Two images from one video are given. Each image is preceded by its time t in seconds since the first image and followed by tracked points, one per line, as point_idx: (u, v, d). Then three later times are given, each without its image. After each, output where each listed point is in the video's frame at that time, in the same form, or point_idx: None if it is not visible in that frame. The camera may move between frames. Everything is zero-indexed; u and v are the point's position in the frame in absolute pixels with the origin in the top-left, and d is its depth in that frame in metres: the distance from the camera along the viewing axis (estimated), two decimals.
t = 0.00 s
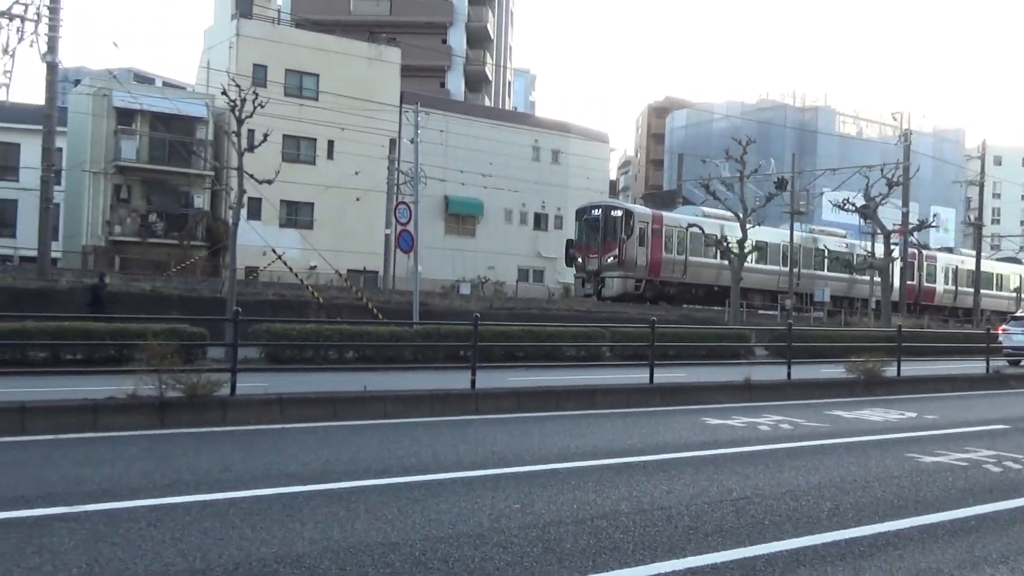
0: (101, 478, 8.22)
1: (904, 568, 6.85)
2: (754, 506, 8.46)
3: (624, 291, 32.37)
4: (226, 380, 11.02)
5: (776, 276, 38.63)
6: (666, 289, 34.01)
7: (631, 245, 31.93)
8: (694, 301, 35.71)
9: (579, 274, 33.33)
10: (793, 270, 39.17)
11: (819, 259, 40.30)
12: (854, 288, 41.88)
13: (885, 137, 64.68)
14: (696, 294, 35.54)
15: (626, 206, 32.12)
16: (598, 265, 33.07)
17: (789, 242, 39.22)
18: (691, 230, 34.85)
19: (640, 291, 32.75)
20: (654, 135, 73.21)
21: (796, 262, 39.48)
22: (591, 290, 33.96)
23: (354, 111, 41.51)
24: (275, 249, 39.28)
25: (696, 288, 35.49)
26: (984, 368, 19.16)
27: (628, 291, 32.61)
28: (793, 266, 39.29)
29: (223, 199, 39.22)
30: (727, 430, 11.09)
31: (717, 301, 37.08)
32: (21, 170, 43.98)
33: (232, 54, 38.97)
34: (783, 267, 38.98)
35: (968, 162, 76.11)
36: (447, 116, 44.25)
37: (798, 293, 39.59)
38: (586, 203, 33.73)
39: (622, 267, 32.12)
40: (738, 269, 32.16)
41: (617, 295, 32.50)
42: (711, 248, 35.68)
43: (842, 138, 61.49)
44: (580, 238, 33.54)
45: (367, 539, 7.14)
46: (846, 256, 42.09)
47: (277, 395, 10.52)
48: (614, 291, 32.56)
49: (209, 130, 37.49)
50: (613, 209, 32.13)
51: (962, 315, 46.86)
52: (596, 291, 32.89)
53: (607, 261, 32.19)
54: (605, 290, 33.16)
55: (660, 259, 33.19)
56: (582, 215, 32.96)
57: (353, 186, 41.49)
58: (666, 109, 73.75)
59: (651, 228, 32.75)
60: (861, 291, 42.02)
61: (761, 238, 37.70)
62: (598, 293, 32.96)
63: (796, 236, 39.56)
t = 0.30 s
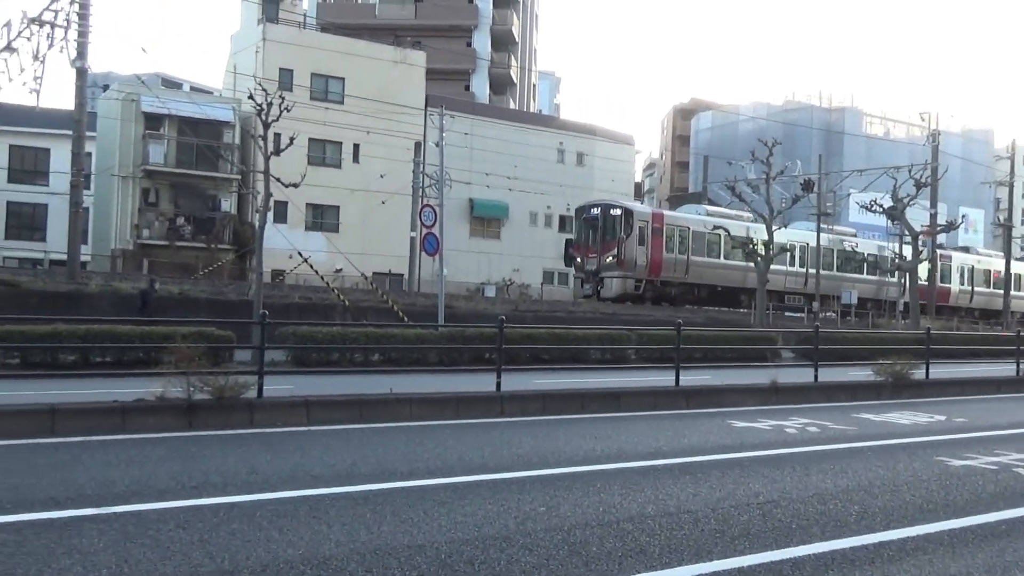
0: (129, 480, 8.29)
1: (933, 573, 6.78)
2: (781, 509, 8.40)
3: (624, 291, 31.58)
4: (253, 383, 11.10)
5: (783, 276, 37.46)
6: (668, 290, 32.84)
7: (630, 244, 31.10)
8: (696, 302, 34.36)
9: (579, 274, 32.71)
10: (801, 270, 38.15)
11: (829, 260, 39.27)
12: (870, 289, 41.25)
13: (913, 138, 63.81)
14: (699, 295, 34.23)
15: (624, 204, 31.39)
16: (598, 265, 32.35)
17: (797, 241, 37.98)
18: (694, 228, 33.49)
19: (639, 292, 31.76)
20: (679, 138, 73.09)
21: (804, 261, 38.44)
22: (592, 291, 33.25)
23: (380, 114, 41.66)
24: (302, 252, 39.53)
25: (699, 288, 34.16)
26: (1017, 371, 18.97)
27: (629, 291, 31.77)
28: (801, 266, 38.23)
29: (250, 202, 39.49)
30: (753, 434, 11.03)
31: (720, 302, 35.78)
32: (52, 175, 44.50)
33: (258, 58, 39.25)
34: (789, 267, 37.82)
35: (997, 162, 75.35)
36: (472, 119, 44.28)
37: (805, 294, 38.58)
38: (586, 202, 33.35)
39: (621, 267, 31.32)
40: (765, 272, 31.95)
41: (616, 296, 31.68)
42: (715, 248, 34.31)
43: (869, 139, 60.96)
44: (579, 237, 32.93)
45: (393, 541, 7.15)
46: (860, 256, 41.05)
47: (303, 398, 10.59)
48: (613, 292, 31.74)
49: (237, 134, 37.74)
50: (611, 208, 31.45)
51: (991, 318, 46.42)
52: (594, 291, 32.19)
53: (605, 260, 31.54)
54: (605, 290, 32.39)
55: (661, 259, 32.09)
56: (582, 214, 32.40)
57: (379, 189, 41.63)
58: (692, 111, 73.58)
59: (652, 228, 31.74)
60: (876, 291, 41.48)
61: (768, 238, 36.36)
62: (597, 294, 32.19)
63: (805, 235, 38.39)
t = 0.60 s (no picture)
0: (151, 482, 8.34)
1: None
2: (803, 513, 8.36)
3: (616, 292, 31.16)
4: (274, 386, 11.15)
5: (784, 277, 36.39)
6: (663, 291, 32.46)
7: (623, 243, 30.66)
8: (693, 303, 33.77)
9: (571, 275, 32.18)
10: (803, 271, 37.06)
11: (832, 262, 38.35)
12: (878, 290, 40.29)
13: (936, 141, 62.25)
14: (696, 296, 33.62)
15: (617, 204, 30.99)
16: (590, 265, 31.85)
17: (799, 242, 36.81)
18: (691, 228, 32.83)
19: (633, 293, 31.45)
20: (699, 140, 72.98)
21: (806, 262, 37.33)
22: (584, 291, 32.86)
23: (400, 118, 41.78)
24: (323, 256, 39.69)
25: (696, 289, 33.50)
26: None
27: (622, 292, 31.32)
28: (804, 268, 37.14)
29: (271, 206, 39.69)
30: (775, 437, 10.98)
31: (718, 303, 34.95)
32: (76, 179, 44.90)
33: (280, 63, 39.46)
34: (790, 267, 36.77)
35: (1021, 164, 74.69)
36: (492, 122, 44.33)
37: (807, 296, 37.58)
38: (579, 201, 32.86)
39: (614, 267, 30.89)
40: (786, 276, 31.60)
41: (609, 297, 31.27)
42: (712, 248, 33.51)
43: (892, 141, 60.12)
44: (572, 237, 32.61)
45: (414, 544, 7.16)
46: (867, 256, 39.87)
47: (325, 400, 10.64)
48: (606, 292, 31.29)
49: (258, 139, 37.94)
50: (603, 207, 31.09)
51: (1013, 320, 46.08)
52: (585, 292, 31.82)
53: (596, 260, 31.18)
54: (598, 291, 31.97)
55: (656, 260, 31.64)
56: (574, 214, 32.09)
57: (400, 193, 41.71)
58: (712, 113, 73.48)
59: (646, 227, 31.27)
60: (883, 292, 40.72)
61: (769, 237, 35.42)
62: (590, 294, 31.77)
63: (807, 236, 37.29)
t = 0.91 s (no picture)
0: (172, 485, 8.37)
1: None
2: (823, 518, 8.31)
3: (606, 293, 30.58)
4: (293, 389, 11.18)
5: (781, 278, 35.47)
6: (654, 292, 31.89)
7: (612, 243, 30.18)
8: (686, 305, 33.03)
9: (560, 276, 31.76)
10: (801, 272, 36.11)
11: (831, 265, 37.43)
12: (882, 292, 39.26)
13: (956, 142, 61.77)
14: (690, 297, 32.94)
15: (607, 203, 30.57)
16: (580, 266, 31.43)
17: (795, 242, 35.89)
18: (683, 228, 32.22)
19: (623, 294, 30.87)
20: (717, 143, 72.94)
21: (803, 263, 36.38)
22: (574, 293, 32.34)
23: (418, 122, 41.88)
24: (341, 259, 39.82)
25: (689, 290, 32.81)
26: None
27: (612, 293, 30.75)
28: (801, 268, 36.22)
29: (289, 210, 39.85)
30: (795, 440, 10.94)
31: (713, 305, 34.15)
32: (96, 183, 45.27)
33: (298, 67, 39.60)
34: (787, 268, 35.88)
35: None
36: (510, 126, 44.38)
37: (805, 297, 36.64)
38: (571, 202, 32.60)
39: (603, 267, 30.36)
40: (803, 279, 31.34)
41: (599, 298, 30.65)
42: (705, 248, 32.80)
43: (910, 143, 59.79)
44: (562, 237, 32.20)
45: (433, 547, 7.15)
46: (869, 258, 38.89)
47: (343, 403, 10.67)
48: (596, 293, 30.74)
49: (276, 143, 38.08)
50: (593, 205, 30.69)
51: None
52: (574, 292, 31.31)
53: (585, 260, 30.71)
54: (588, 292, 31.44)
55: (648, 260, 31.06)
56: (565, 214, 31.72)
57: (417, 197, 41.82)
58: (730, 116, 73.40)
59: (637, 227, 30.77)
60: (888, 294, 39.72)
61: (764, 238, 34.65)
62: (580, 295, 31.24)
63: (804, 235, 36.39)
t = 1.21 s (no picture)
0: (191, 487, 8.41)
1: None
2: (842, 521, 8.27)
3: (594, 294, 29.95)
4: (310, 392, 11.23)
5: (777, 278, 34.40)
6: (645, 293, 31.19)
7: (600, 243, 29.50)
8: (678, 306, 32.20)
9: (547, 276, 31.13)
10: (797, 272, 34.99)
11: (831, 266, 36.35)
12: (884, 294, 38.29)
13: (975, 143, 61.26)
14: (681, 298, 32.12)
15: (594, 201, 29.88)
16: (567, 266, 30.78)
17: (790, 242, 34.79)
18: (674, 227, 31.39)
19: (612, 294, 30.20)
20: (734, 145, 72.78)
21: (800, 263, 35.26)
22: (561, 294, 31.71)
23: (435, 124, 41.94)
24: (358, 263, 39.94)
25: (680, 290, 32.00)
26: None
27: (600, 293, 30.10)
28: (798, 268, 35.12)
29: (307, 213, 40.00)
30: (814, 443, 10.90)
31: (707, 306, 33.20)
32: (116, 187, 45.61)
33: (315, 71, 39.72)
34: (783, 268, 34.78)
35: None
36: (526, 129, 44.36)
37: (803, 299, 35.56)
38: (558, 200, 31.92)
39: (590, 267, 29.68)
40: (822, 281, 31.27)
41: (587, 298, 30.05)
42: (696, 248, 31.92)
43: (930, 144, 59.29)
44: (549, 237, 31.55)
45: (451, 551, 7.14)
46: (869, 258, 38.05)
47: (361, 406, 10.69)
48: (583, 294, 30.09)
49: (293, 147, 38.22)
50: (580, 204, 30.02)
51: None
52: (561, 293, 30.68)
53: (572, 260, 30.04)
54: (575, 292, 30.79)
55: (637, 260, 30.38)
56: (552, 213, 31.06)
57: (433, 200, 41.91)
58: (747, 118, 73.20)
59: (626, 226, 30.10)
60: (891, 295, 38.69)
61: (758, 237, 33.66)
62: (568, 296, 30.61)
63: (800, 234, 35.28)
